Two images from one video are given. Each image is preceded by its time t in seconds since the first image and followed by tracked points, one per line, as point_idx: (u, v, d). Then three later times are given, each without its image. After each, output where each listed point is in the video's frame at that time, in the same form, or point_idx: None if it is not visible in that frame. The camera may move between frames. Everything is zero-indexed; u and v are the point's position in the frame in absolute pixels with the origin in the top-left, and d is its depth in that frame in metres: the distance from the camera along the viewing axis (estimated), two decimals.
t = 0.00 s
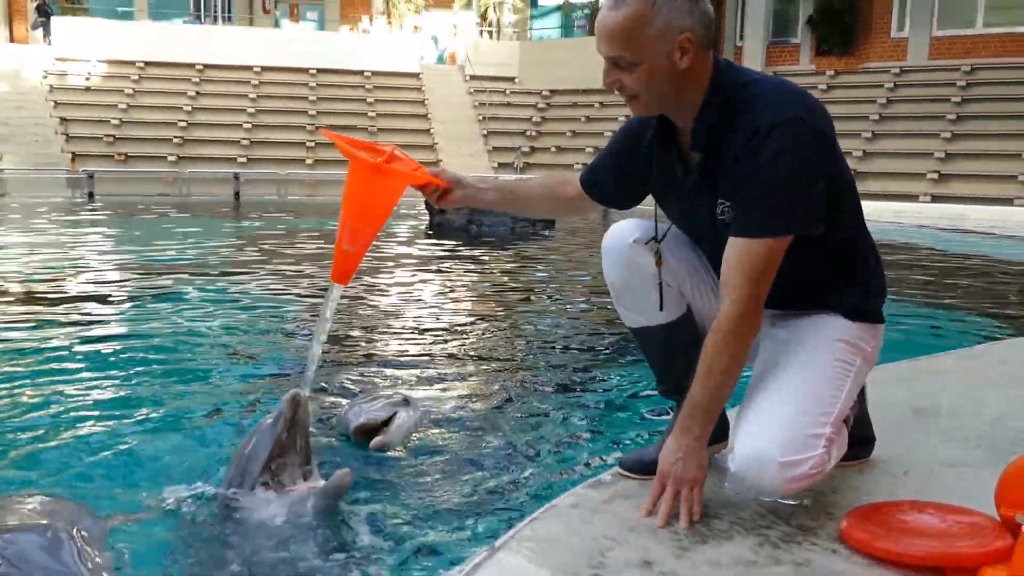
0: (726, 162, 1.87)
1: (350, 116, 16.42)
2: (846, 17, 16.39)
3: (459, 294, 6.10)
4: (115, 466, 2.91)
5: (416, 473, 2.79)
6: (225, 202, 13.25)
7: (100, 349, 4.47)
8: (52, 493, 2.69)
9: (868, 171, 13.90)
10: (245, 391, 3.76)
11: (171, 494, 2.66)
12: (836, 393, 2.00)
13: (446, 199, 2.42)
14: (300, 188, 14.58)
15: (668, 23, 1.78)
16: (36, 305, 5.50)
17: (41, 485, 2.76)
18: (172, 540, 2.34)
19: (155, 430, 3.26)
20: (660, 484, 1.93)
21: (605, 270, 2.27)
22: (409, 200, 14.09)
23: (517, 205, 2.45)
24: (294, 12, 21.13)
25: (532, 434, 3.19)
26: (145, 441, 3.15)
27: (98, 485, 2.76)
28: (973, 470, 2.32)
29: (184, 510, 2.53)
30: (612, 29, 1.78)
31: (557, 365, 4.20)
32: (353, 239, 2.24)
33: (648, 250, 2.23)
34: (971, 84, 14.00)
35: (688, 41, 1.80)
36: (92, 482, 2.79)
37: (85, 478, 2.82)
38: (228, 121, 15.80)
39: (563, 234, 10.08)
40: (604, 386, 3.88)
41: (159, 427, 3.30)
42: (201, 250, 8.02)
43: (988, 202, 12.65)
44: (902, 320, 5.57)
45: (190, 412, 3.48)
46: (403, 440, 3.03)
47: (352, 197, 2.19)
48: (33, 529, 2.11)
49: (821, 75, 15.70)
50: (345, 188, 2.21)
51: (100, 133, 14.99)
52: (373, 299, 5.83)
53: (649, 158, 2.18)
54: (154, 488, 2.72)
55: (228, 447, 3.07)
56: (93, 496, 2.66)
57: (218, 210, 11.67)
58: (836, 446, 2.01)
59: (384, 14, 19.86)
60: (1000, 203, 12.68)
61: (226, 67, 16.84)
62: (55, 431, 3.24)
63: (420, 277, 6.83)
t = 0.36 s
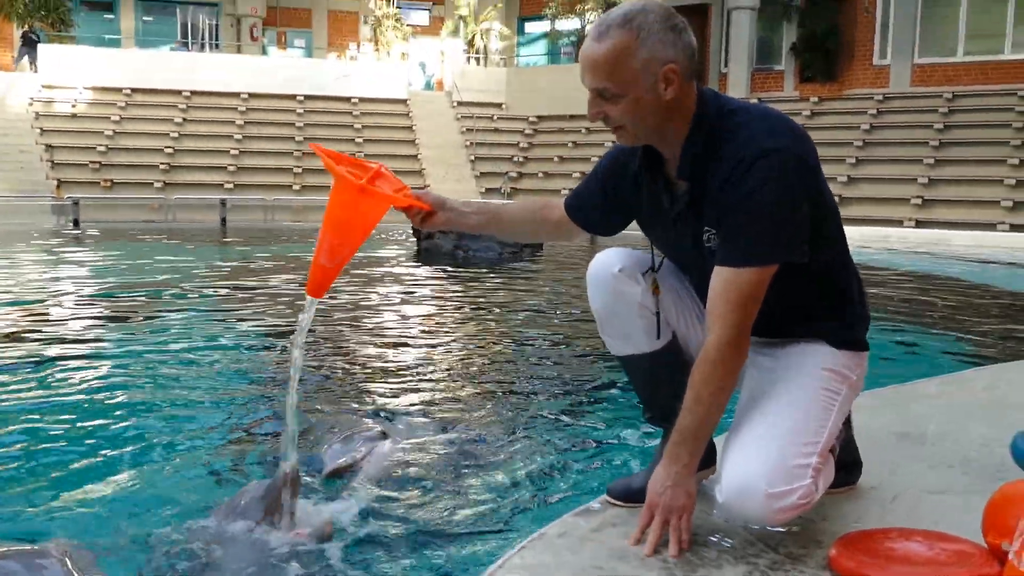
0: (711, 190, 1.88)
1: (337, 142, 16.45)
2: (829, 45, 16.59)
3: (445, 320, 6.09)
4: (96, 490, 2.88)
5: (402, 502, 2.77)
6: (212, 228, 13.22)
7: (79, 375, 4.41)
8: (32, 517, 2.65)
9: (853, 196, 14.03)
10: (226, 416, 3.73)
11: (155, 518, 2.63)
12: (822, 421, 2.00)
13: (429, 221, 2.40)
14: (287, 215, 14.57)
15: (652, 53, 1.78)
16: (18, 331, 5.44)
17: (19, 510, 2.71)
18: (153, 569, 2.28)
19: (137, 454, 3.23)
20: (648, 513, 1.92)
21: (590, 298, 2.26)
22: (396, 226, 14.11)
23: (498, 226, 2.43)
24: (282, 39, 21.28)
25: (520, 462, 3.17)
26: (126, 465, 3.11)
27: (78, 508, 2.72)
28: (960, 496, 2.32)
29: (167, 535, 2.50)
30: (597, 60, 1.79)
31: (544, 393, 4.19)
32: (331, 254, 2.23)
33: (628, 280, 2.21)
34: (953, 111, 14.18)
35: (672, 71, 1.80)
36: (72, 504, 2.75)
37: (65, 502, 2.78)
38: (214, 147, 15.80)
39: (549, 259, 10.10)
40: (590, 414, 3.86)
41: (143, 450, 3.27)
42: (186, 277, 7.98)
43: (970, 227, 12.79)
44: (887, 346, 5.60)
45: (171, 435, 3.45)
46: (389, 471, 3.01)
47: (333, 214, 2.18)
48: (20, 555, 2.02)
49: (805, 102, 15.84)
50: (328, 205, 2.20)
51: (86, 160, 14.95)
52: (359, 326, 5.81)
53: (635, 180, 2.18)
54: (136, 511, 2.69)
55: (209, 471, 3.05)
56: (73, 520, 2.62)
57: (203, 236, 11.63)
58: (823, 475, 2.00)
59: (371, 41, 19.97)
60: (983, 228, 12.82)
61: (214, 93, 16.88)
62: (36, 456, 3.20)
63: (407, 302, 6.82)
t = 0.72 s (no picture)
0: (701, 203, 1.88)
1: (329, 155, 16.46)
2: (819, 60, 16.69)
3: (436, 334, 6.09)
4: (85, 505, 2.86)
5: (393, 516, 2.75)
6: (202, 241, 13.20)
7: (67, 389, 4.39)
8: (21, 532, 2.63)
9: (843, 210, 14.11)
10: (215, 430, 3.73)
11: (145, 532, 2.63)
12: (815, 431, 2.00)
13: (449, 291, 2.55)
14: (277, 227, 14.73)
15: (640, 68, 1.80)
16: (6, 345, 5.41)
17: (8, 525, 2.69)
18: None
19: (125, 468, 3.22)
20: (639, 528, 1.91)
21: (578, 315, 2.26)
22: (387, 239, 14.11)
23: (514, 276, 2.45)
24: (273, 52, 21.29)
25: (511, 476, 3.16)
26: (115, 479, 3.10)
27: (68, 524, 2.71)
28: (951, 510, 2.32)
29: (156, 549, 2.49)
30: (585, 75, 1.80)
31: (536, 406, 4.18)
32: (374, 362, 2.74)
33: (617, 299, 2.23)
34: (942, 126, 14.28)
35: (661, 86, 1.81)
36: (61, 520, 2.74)
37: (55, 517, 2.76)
38: (205, 160, 15.78)
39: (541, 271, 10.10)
40: (582, 427, 3.86)
41: (131, 465, 3.26)
42: (176, 290, 7.96)
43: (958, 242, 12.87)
44: (878, 359, 5.61)
45: (160, 449, 3.45)
46: (379, 485, 3.00)
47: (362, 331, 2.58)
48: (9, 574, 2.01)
49: (795, 116, 15.91)
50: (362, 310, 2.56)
51: (76, 173, 14.91)
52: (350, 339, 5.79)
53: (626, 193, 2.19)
54: (126, 526, 2.68)
55: (198, 485, 3.04)
56: (62, 535, 2.61)
57: (194, 249, 11.60)
58: (818, 486, 2.00)
59: (363, 55, 20.01)
60: (971, 243, 12.91)
61: (205, 106, 16.90)
62: (23, 471, 3.18)
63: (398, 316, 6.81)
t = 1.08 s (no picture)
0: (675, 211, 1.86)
1: (327, 155, 16.45)
2: (816, 62, 16.70)
3: (434, 333, 6.07)
4: (84, 503, 2.86)
5: (391, 514, 2.75)
6: (200, 241, 13.20)
7: (65, 388, 4.37)
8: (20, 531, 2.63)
9: (840, 212, 14.11)
10: (214, 429, 3.72)
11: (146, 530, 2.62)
12: (816, 432, 1.99)
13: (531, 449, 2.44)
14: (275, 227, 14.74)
15: (594, 95, 1.79)
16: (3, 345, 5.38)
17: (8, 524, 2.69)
18: None
19: (124, 467, 3.21)
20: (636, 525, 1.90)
21: (573, 324, 2.21)
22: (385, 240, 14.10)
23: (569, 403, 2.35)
24: (271, 52, 21.27)
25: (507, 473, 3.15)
26: (115, 478, 3.09)
27: (68, 522, 2.71)
28: (950, 511, 2.32)
29: (157, 549, 2.48)
30: (541, 108, 1.79)
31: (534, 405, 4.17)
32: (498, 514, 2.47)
33: (612, 307, 2.16)
34: (939, 128, 14.29)
35: (615, 111, 1.81)
36: (60, 518, 2.74)
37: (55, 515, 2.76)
38: (203, 160, 15.77)
39: (538, 272, 10.08)
40: (580, 427, 3.85)
41: (131, 464, 3.25)
42: (173, 290, 7.94)
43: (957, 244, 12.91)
44: (877, 361, 5.61)
45: (158, 448, 3.44)
46: (378, 484, 2.99)
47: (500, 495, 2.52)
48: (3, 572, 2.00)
49: (793, 118, 15.92)
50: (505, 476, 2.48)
51: (73, 172, 14.89)
52: (348, 339, 5.78)
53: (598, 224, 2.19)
54: (123, 524, 2.67)
55: (197, 483, 3.03)
56: (62, 533, 2.61)
57: (192, 249, 11.58)
58: (821, 486, 1.99)
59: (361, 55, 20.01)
60: (968, 245, 12.92)
61: (203, 107, 16.88)
62: (22, 470, 3.17)
63: (396, 316, 6.80)
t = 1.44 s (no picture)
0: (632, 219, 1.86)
1: (326, 153, 16.44)
2: (816, 61, 16.68)
3: (433, 331, 6.06)
4: (84, 499, 2.86)
5: (392, 512, 2.75)
6: (198, 238, 13.19)
7: (65, 386, 4.37)
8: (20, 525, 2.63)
9: (839, 211, 14.10)
10: (215, 426, 3.73)
11: (145, 527, 2.63)
12: (809, 435, 1.96)
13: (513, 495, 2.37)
14: (274, 225, 14.70)
15: (532, 122, 1.80)
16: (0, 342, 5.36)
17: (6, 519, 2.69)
18: None
19: (125, 465, 3.22)
20: (636, 525, 1.90)
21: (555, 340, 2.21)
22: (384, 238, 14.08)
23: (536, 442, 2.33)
24: (270, 50, 21.24)
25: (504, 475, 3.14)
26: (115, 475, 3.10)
27: (68, 517, 2.71)
28: (950, 511, 2.31)
29: (158, 547, 2.50)
30: (482, 143, 1.81)
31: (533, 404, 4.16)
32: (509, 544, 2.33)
33: (592, 323, 2.15)
34: (938, 128, 14.30)
35: (556, 134, 1.81)
36: (58, 514, 2.73)
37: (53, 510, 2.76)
38: (201, 158, 15.76)
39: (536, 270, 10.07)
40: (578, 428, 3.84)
41: (131, 461, 3.25)
42: (171, 288, 7.93)
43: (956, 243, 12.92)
44: (876, 360, 5.60)
45: (160, 446, 3.44)
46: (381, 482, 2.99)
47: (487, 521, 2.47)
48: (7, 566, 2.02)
49: (792, 118, 15.92)
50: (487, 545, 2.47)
51: (71, 170, 14.89)
52: (346, 337, 5.77)
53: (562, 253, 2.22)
54: (122, 522, 2.67)
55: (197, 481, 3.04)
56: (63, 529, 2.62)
57: (190, 247, 11.56)
58: (819, 491, 1.97)
59: (360, 53, 20.00)
60: (967, 245, 12.90)
61: (201, 104, 16.84)
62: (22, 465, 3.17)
63: (395, 314, 6.78)
